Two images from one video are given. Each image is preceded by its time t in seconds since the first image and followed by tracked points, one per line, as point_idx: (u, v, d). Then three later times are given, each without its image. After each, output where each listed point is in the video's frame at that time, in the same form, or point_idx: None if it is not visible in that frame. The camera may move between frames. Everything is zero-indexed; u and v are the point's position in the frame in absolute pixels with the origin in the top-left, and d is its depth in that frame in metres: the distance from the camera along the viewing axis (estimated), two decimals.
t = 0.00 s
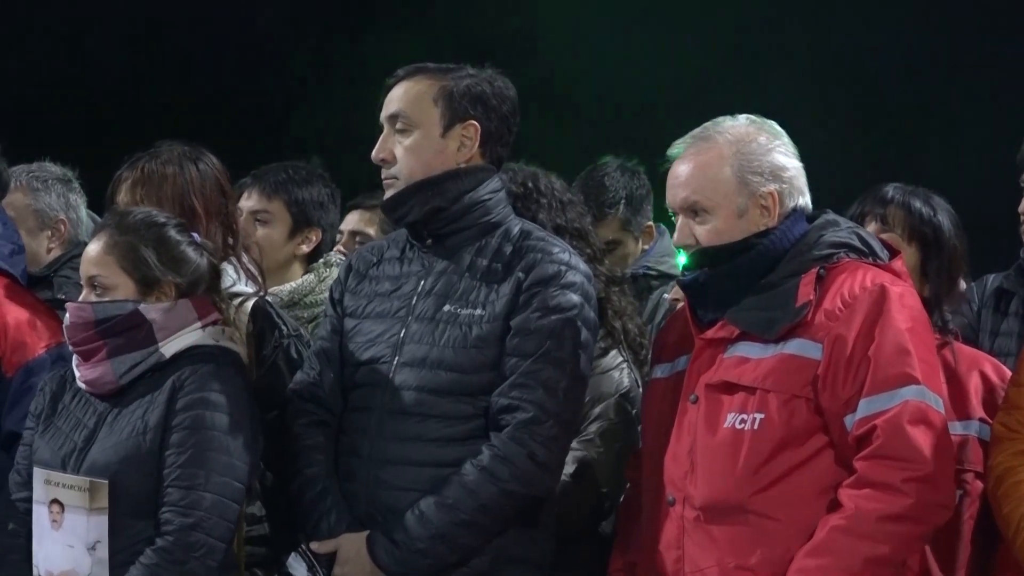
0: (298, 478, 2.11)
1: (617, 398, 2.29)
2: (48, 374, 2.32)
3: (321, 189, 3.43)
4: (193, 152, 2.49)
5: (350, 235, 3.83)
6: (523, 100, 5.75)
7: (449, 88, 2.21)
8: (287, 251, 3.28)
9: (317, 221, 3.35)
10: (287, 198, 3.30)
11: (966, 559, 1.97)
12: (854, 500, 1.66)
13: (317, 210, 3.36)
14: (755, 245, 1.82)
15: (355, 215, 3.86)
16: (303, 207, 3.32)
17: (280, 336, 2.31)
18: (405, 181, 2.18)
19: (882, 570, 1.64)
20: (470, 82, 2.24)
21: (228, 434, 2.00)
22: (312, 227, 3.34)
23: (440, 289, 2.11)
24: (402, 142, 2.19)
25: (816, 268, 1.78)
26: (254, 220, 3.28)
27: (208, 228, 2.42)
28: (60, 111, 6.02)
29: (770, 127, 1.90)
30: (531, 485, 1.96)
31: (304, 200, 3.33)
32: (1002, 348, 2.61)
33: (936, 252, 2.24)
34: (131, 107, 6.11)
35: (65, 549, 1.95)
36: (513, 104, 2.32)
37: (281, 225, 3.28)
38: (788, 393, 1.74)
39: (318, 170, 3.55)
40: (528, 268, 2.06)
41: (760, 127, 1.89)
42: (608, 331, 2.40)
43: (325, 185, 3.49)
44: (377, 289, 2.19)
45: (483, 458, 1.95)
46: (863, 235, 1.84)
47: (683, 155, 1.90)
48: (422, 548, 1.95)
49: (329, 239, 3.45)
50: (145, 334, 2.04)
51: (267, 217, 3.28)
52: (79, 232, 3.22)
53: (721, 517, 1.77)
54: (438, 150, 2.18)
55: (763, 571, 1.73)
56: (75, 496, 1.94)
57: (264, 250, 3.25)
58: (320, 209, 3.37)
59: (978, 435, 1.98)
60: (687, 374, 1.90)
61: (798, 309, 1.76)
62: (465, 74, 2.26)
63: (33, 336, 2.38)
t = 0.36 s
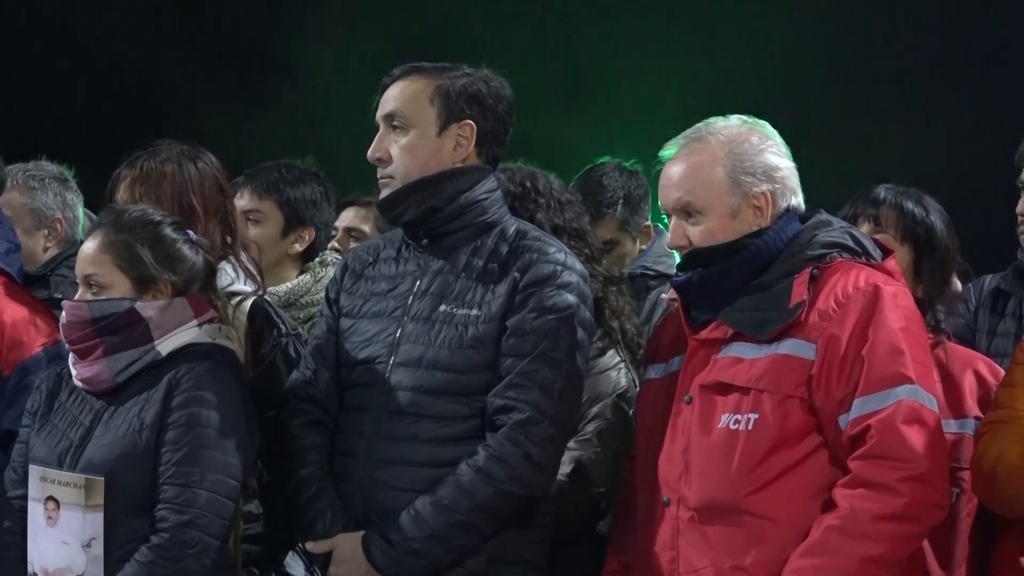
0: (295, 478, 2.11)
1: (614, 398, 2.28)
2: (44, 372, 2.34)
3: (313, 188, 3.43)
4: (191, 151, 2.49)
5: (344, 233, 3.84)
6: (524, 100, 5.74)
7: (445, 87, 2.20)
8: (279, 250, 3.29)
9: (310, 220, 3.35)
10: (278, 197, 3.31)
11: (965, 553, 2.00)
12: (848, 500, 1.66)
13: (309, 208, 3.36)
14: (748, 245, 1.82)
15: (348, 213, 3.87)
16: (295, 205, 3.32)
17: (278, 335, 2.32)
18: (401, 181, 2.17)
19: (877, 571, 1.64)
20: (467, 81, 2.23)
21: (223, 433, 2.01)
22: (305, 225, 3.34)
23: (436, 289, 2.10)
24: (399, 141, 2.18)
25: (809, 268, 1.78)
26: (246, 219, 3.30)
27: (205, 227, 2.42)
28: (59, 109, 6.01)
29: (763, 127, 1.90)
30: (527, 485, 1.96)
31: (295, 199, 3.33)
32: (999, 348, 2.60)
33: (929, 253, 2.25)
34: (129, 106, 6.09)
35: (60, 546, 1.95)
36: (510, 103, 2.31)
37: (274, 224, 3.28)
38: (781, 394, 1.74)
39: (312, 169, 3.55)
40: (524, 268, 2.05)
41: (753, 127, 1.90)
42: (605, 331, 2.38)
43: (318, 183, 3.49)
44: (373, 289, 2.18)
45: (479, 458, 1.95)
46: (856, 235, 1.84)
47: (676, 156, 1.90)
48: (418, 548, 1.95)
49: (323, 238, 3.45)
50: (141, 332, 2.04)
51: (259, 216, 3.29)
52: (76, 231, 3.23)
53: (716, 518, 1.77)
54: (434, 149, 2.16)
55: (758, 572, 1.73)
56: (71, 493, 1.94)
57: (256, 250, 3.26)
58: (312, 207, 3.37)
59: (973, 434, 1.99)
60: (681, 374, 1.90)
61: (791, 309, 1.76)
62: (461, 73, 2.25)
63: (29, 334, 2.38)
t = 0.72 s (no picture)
0: (291, 477, 2.11)
1: (612, 398, 2.27)
2: (40, 371, 2.36)
3: (308, 186, 3.43)
4: (188, 150, 2.50)
5: (341, 233, 3.85)
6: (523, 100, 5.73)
7: (441, 86, 2.19)
8: (275, 249, 3.30)
9: (306, 218, 3.36)
10: (275, 195, 3.31)
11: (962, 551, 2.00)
12: (841, 499, 1.66)
13: (305, 207, 3.37)
14: (742, 244, 1.82)
15: (345, 213, 3.87)
16: (290, 204, 3.32)
17: (277, 335, 2.33)
18: (398, 180, 2.15)
19: (871, 570, 1.64)
20: (463, 80, 2.22)
21: (219, 432, 2.02)
22: (301, 224, 3.35)
23: (432, 288, 2.10)
24: (395, 140, 2.17)
25: (802, 267, 1.79)
26: (242, 218, 3.30)
27: (202, 226, 2.42)
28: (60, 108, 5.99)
29: (755, 127, 1.90)
30: (523, 484, 1.96)
31: (291, 198, 3.33)
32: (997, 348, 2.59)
33: (925, 253, 2.23)
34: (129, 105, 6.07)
35: (55, 545, 1.96)
36: (506, 102, 2.30)
37: (269, 222, 3.29)
38: (775, 393, 1.74)
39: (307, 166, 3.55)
40: (520, 267, 2.05)
41: (745, 126, 1.90)
42: (602, 330, 2.37)
43: (313, 181, 3.49)
44: (370, 288, 2.18)
45: (475, 458, 1.95)
46: (849, 234, 1.85)
47: (669, 156, 1.90)
48: (414, 548, 1.96)
49: (319, 236, 3.46)
50: (138, 331, 2.05)
51: (255, 216, 3.29)
52: (76, 231, 3.23)
53: (710, 517, 1.77)
54: (431, 148, 2.15)
55: (751, 571, 1.73)
56: (66, 492, 1.95)
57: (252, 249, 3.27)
58: (307, 206, 3.38)
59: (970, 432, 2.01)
60: (676, 374, 1.90)
61: (784, 309, 1.76)
62: (457, 73, 2.23)
63: (26, 333, 2.39)
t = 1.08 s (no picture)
0: (292, 476, 2.12)
1: (611, 397, 2.26)
2: (41, 371, 2.36)
3: (312, 186, 3.44)
4: (186, 150, 2.50)
5: (344, 233, 3.84)
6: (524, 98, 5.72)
7: (441, 85, 2.19)
8: (279, 250, 3.31)
9: (309, 218, 3.37)
10: (278, 196, 3.31)
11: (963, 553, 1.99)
12: (841, 498, 1.66)
13: (308, 207, 3.37)
14: (741, 244, 1.82)
15: (347, 213, 3.87)
16: (293, 204, 3.33)
17: (282, 333, 2.33)
18: (398, 179, 2.16)
19: (871, 569, 1.64)
20: (463, 79, 2.22)
21: (220, 432, 2.02)
22: (305, 224, 3.36)
23: (432, 288, 2.10)
24: (395, 140, 2.17)
25: (801, 266, 1.79)
26: (245, 219, 3.30)
27: (202, 225, 2.42)
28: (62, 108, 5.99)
29: (753, 126, 1.90)
30: (524, 483, 1.96)
31: (294, 198, 3.34)
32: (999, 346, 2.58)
33: (927, 253, 2.23)
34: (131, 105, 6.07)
35: (58, 543, 1.97)
36: (507, 102, 2.29)
37: (272, 222, 3.29)
38: (773, 392, 1.75)
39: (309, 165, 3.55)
40: (520, 267, 2.05)
41: (743, 126, 1.90)
42: (603, 329, 2.37)
43: (315, 181, 3.50)
44: (371, 287, 2.18)
45: (476, 457, 1.96)
46: (848, 232, 1.85)
47: (667, 156, 1.91)
48: (415, 547, 1.96)
49: (322, 236, 3.46)
50: (139, 330, 2.05)
51: (258, 217, 3.29)
52: (77, 230, 3.24)
53: (709, 516, 1.77)
54: (432, 147, 2.15)
55: (751, 571, 1.73)
56: (68, 491, 1.96)
57: (253, 249, 3.27)
58: (311, 206, 3.38)
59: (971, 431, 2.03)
60: (675, 373, 1.91)
61: (783, 308, 1.76)
62: (457, 72, 2.24)
63: (26, 333, 2.40)
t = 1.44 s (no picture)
0: (292, 472, 2.11)
1: (611, 393, 2.25)
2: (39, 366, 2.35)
3: (312, 182, 3.44)
4: (185, 146, 2.49)
5: (346, 230, 3.83)
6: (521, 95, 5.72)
7: (441, 82, 2.16)
8: (280, 246, 3.31)
9: (310, 215, 3.37)
10: (279, 193, 3.31)
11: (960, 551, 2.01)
12: (841, 495, 1.66)
13: (309, 203, 3.37)
14: (741, 240, 1.83)
15: (351, 210, 3.86)
16: (294, 201, 3.33)
17: (281, 331, 2.33)
18: (398, 176, 2.13)
19: (870, 566, 1.65)
20: (463, 76, 2.19)
21: (219, 428, 2.02)
22: (305, 221, 3.36)
23: (432, 284, 2.09)
24: (395, 136, 2.14)
25: (801, 263, 1.80)
26: (246, 216, 3.29)
27: (202, 221, 2.42)
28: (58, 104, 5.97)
29: (754, 122, 1.91)
30: (523, 480, 1.97)
31: (294, 195, 3.34)
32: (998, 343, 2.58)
33: (925, 250, 2.22)
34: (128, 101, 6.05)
35: (58, 540, 1.97)
36: (506, 99, 2.28)
37: (273, 219, 3.29)
38: (774, 389, 1.75)
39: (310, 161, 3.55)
40: (520, 263, 2.04)
41: (744, 122, 1.90)
42: (602, 326, 2.36)
43: (316, 177, 3.50)
44: (370, 284, 2.18)
45: (475, 453, 1.96)
46: (848, 230, 1.86)
47: (667, 153, 1.91)
48: (414, 543, 1.96)
49: (323, 232, 3.46)
50: (137, 325, 2.05)
51: (259, 214, 3.29)
52: (77, 227, 3.23)
53: (709, 513, 1.78)
54: (432, 144, 2.13)
55: (750, 567, 1.74)
56: (68, 486, 1.96)
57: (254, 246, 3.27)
58: (312, 203, 3.39)
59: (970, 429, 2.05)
60: (674, 370, 1.91)
61: (783, 304, 1.77)
62: (457, 69, 2.21)
63: (25, 329, 2.42)
